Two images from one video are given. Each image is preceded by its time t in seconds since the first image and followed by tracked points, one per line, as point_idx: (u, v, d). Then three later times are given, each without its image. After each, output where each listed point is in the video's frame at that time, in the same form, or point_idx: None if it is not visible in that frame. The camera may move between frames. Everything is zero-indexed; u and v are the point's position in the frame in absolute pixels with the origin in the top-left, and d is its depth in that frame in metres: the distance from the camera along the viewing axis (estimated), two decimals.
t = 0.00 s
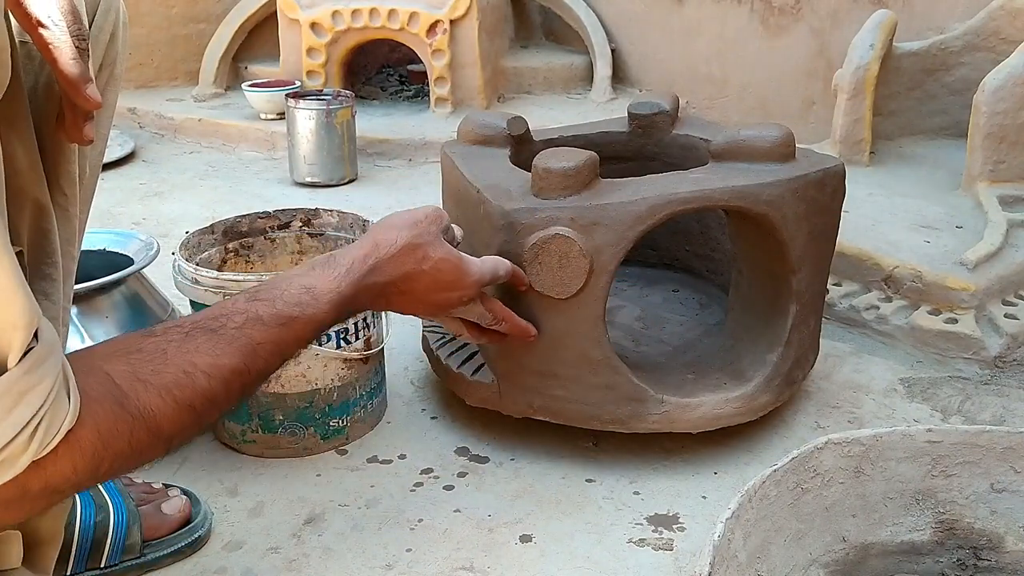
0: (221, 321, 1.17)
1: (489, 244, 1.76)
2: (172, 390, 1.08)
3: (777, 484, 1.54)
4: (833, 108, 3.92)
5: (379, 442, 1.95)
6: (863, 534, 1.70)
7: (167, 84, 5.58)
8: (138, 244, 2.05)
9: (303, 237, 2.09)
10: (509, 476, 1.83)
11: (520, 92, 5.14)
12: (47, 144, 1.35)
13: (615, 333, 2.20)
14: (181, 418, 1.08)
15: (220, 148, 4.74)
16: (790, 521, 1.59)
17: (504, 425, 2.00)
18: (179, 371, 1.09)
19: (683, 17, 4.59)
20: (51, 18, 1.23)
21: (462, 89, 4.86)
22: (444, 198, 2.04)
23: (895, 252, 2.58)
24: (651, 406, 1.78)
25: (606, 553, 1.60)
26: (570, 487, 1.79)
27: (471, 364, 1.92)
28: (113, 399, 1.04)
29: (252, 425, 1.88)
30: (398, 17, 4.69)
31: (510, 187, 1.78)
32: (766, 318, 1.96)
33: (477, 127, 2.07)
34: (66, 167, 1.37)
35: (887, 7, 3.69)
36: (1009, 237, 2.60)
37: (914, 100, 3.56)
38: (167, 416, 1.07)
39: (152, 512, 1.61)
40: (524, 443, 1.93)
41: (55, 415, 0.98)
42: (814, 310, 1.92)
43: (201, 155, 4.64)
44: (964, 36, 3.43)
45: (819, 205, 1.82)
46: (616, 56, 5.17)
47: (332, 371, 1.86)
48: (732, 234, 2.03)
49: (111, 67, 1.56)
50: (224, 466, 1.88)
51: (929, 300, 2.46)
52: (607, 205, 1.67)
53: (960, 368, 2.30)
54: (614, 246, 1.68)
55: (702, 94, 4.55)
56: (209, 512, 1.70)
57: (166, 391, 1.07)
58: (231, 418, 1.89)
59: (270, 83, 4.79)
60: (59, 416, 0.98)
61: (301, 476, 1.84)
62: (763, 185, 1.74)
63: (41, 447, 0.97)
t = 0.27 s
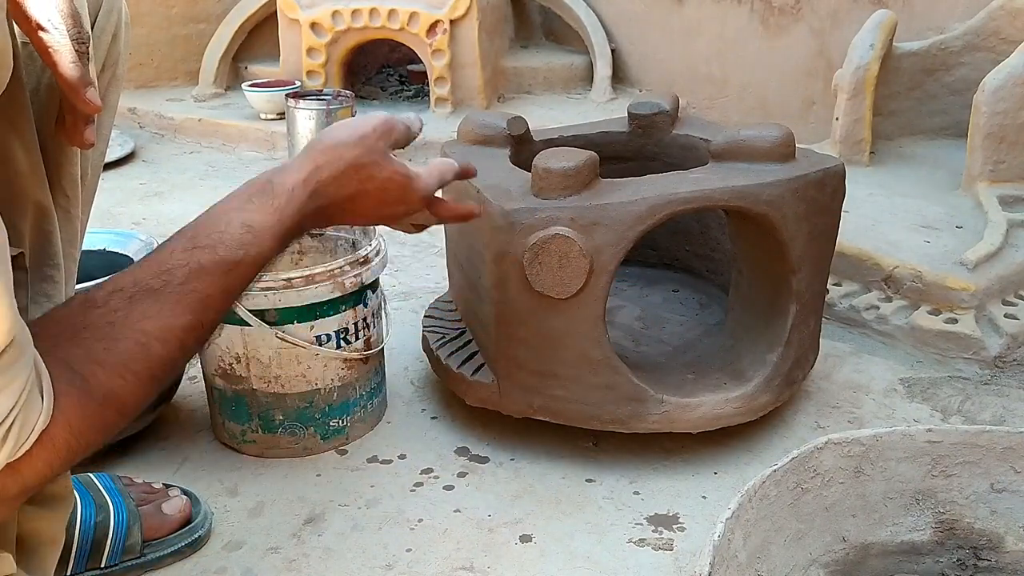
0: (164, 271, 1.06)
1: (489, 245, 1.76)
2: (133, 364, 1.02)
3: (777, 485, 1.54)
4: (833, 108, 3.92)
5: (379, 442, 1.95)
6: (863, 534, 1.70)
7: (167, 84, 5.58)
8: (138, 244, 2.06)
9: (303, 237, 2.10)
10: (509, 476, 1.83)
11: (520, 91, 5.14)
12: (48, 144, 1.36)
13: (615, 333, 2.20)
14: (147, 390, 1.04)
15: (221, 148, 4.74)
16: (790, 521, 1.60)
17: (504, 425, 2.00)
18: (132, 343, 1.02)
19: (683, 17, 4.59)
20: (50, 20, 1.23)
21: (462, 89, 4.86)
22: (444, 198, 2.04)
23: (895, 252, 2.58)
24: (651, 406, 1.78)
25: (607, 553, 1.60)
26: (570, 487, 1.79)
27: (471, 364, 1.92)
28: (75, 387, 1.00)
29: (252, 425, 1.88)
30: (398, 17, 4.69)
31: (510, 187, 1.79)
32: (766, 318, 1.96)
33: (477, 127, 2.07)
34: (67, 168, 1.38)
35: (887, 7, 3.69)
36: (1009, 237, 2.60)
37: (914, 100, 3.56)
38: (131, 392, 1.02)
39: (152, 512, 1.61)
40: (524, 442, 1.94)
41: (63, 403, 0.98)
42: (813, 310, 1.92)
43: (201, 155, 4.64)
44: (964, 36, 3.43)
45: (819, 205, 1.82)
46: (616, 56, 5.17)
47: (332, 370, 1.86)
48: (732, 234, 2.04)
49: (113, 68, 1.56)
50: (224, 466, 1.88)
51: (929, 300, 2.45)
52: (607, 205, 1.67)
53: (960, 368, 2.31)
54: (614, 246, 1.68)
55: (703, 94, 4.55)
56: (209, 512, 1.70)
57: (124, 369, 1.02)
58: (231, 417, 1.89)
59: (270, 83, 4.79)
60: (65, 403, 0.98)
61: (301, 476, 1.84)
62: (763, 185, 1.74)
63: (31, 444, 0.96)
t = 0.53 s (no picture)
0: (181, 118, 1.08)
1: (489, 245, 1.77)
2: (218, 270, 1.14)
3: (777, 484, 1.54)
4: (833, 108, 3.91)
5: (380, 442, 1.95)
6: (863, 533, 1.70)
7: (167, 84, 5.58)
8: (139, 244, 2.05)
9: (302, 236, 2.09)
10: (509, 476, 1.83)
11: (520, 91, 5.14)
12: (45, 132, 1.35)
13: (615, 333, 2.20)
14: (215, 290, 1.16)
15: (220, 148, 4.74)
16: (790, 521, 1.60)
17: (504, 425, 2.00)
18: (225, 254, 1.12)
19: (683, 17, 4.59)
20: None
21: (462, 89, 4.86)
22: (444, 198, 2.04)
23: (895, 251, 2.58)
24: (651, 406, 1.78)
25: (607, 552, 1.60)
26: (570, 487, 1.79)
27: (471, 364, 1.92)
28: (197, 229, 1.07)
29: (252, 425, 1.88)
30: (398, 17, 4.69)
31: (510, 186, 1.79)
32: (766, 318, 1.96)
33: (477, 127, 2.07)
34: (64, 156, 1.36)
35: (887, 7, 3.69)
36: (1009, 237, 2.60)
37: (914, 100, 3.56)
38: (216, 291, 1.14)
39: (152, 512, 1.60)
40: (523, 443, 1.94)
41: (224, 209, 1.08)
42: (813, 310, 1.92)
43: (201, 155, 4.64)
44: (964, 36, 3.43)
45: (819, 205, 1.82)
46: (616, 56, 5.17)
47: (332, 370, 1.86)
48: (732, 234, 2.04)
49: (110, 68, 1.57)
50: (224, 466, 1.88)
51: (929, 300, 2.45)
52: (607, 205, 1.67)
53: (960, 368, 2.30)
54: (614, 246, 1.68)
55: (703, 94, 4.55)
56: (209, 511, 1.70)
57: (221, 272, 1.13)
58: (230, 417, 1.89)
59: (270, 83, 4.79)
60: (223, 206, 1.07)
61: (301, 476, 1.84)
62: (763, 185, 1.74)
63: (195, 249, 1.05)
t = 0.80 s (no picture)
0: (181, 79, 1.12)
1: (489, 245, 1.77)
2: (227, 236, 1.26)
3: (777, 484, 1.54)
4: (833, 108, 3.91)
5: (380, 442, 1.95)
6: (863, 533, 1.70)
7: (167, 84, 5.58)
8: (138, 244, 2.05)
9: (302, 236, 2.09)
10: (509, 476, 1.83)
11: (520, 91, 5.14)
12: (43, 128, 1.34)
13: (615, 333, 2.20)
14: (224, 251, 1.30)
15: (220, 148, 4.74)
16: (790, 521, 1.60)
17: (504, 425, 2.00)
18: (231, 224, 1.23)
19: (683, 17, 4.59)
20: None
21: (462, 89, 4.86)
22: (444, 198, 2.04)
23: (895, 251, 2.58)
24: (651, 406, 1.78)
25: (607, 552, 1.60)
26: (570, 487, 1.79)
27: (471, 364, 1.92)
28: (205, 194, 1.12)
29: (252, 425, 1.88)
30: (398, 17, 4.69)
31: (510, 186, 1.79)
32: (766, 318, 1.96)
33: (477, 127, 2.07)
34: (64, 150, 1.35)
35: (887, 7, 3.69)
36: (1009, 237, 2.59)
37: (914, 100, 3.56)
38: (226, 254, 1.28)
39: (151, 511, 1.60)
40: (523, 443, 1.94)
41: (231, 166, 1.12)
42: (813, 310, 1.92)
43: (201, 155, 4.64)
44: (964, 36, 3.43)
45: (819, 205, 1.82)
46: (616, 56, 5.17)
47: (332, 370, 1.86)
48: (732, 234, 2.04)
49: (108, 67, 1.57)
50: (224, 466, 1.88)
51: (929, 300, 2.45)
52: (607, 205, 1.67)
53: (961, 368, 2.30)
54: (614, 246, 1.68)
55: (703, 94, 4.55)
56: (209, 511, 1.69)
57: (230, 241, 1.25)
58: (230, 417, 1.90)
59: (270, 83, 4.79)
60: (230, 164, 1.12)
61: (301, 476, 1.84)
62: (763, 185, 1.74)
63: (206, 207, 1.10)
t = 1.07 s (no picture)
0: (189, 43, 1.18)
1: (489, 245, 1.77)
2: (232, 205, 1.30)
3: (777, 484, 1.54)
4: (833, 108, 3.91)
5: (380, 442, 1.95)
6: (863, 533, 1.70)
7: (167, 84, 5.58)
8: (138, 243, 2.05)
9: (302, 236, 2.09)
10: (509, 476, 1.83)
11: (520, 92, 5.14)
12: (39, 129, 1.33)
13: (615, 333, 2.20)
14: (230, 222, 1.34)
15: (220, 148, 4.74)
16: (790, 521, 1.60)
17: (504, 425, 2.00)
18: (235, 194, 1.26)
19: (683, 17, 4.59)
20: None
21: (462, 89, 4.86)
22: (444, 197, 2.04)
23: (895, 251, 2.58)
24: (651, 406, 1.78)
25: (607, 552, 1.60)
26: (570, 487, 1.79)
27: (471, 364, 1.92)
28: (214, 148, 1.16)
29: (252, 425, 1.88)
30: (398, 17, 4.69)
31: (511, 187, 1.79)
32: (766, 318, 1.96)
33: (477, 126, 2.07)
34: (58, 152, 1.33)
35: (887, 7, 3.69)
36: (1009, 237, 2.60)
37: (914, 100, 3.56)
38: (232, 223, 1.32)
39: (151, 510, 1.60)
40: (523, 443, 1.94)
41: (235, 124, 1.18)
42: (813, 310, 1.92)
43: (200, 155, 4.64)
44: (964, 37, 3.43)
45: (819, 205, 1.82)
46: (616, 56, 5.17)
47: (332, 370, 1.86)
48: (732, 234, 2.04)
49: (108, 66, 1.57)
50: (224, 466, 1.88)
51: (929, 300, 2.45)
52: (607, 205, 1.67)
53: (961, 369, 2.30)
54: (614, 246, 1.68)
55: (703, 94, 4.55)
56: (208, 510, 1.69)
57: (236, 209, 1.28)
58: (230, 416, 1.90)
59: (270, 82, 4.79)
60: (234, 122, 1.18)
61: (301, 476, 1.84)
62: (763, 185, 1.74)
63: (214, 163, 1.15)
